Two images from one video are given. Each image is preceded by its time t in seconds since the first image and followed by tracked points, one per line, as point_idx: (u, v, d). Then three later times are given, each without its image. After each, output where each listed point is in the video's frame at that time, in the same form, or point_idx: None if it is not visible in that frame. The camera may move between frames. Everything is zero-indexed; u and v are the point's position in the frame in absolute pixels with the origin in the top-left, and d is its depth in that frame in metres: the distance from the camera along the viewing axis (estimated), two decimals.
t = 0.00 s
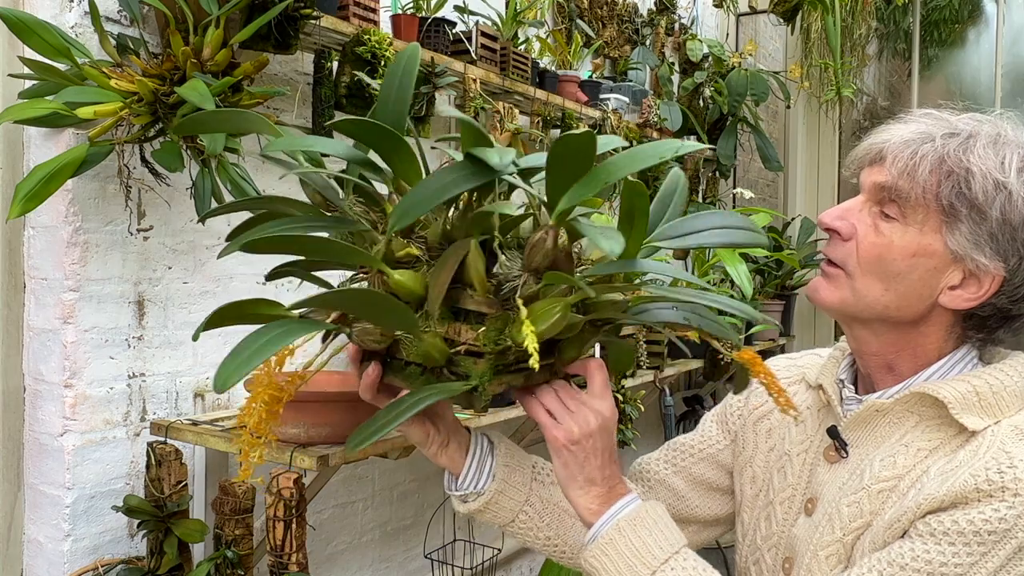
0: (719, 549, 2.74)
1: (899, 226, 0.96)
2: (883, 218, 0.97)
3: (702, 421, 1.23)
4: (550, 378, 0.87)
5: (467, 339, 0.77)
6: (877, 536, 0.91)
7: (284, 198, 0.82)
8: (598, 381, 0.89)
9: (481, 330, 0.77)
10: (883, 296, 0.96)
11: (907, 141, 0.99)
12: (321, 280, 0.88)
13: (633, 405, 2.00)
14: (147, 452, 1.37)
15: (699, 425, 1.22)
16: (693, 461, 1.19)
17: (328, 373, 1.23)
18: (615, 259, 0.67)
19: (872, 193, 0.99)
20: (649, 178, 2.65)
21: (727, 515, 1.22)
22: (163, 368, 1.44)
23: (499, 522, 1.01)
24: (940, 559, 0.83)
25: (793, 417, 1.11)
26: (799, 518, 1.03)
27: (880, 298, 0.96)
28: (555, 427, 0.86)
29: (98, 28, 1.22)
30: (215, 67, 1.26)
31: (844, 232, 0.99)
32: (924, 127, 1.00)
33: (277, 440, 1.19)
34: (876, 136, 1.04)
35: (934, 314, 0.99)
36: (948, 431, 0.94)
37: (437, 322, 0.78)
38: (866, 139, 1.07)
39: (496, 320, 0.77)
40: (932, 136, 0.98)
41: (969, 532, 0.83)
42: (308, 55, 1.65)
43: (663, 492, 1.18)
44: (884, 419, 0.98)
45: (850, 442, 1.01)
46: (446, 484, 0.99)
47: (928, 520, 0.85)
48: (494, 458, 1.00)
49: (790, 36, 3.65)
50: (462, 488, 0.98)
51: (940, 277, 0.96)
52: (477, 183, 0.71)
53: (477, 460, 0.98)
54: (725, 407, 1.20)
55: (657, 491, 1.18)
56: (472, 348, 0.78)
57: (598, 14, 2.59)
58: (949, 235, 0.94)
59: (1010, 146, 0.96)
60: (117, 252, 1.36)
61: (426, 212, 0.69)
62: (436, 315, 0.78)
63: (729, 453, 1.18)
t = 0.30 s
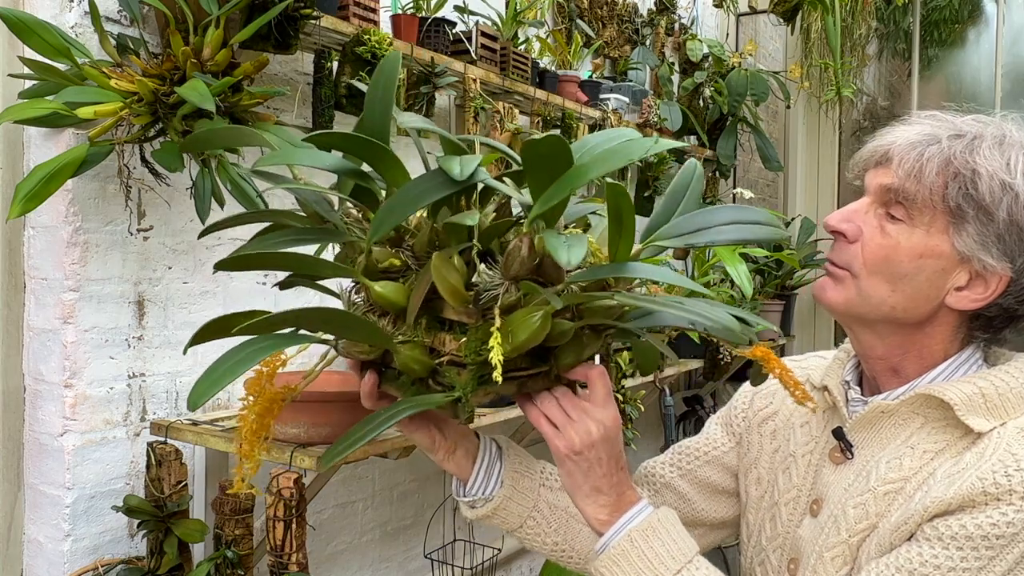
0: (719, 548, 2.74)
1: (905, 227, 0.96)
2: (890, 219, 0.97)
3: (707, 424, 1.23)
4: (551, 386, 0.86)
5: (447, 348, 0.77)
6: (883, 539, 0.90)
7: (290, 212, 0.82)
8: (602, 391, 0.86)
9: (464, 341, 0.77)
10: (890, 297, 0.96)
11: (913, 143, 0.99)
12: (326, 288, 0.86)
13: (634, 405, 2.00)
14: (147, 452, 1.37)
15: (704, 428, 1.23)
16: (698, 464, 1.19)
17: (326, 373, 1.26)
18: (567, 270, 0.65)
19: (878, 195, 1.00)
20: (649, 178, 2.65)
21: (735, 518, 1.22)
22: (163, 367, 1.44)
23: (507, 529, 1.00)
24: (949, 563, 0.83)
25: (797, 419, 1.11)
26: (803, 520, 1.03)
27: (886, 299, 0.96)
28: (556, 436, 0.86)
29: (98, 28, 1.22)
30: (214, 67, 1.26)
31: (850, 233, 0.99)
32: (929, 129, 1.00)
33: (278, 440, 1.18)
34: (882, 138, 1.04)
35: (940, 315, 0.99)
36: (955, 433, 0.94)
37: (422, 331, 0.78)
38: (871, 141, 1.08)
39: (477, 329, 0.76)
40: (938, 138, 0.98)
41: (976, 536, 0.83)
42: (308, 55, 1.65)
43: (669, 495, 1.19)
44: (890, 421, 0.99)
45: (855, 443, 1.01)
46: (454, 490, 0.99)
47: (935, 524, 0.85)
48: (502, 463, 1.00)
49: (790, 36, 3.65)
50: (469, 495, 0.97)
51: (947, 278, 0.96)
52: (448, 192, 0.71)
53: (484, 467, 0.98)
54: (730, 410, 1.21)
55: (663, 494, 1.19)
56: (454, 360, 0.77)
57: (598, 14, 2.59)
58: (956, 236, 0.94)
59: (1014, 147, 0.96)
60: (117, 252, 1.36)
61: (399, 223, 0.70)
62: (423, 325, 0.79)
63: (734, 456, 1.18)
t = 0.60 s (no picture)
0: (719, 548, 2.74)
1: (901, 226, 0.96)
2: (885, 219, 0.98)
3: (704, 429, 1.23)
4: (547, 396, 0.84)
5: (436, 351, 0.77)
6: (878, 537, 0.91)
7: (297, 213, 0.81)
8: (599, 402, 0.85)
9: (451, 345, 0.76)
10: (887, 296, 0.96)
11: (908, 143, 0.99)
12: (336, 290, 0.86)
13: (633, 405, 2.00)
14: (147, 452, 1.37)
15: (701, 433, 1.22)
16: (697, 468, 1.19)
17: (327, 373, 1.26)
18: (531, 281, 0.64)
19: (873, 195, 1.00)
20: (649, 178, 2.65)
21: (733, 522, 1.22)
22: (163, 367, 1.44)
23: (513, 534, 1.00)
24: (944, 561, 0.83)
25: (793, 420, 1.11)
26: (801, 519, 1.03)
27: (883, 298, 0.96)
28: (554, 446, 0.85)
29: (98, 27, 1.22)
30: (214, 67, 1.26)
31: (847, 233, 0.99)
32: (924, 129, 1.00)
33: (278, 440, 1.18)
34: (876, 138, 1.04)
35: (935, 314, 0.99)
36: (948, 431, 0.94)
37: (414, 335, 0.78)
38: (864, 142, 1.08)
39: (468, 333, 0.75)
40: (932, 137, 0.99)
41: (970, 534, 0.83)
42: (308, 55, 1.65)
43: (669, 501, 1.19)
44: (884, 419, 0.98)
45: (851, 442, 1.01)
46: (462, 494, 0.99)
47: (930, 522, 0.85)
48: (511, 467, 1.00)
49: (790, 36, 3.65)
50: (477, 499, 0.97)
51: (943, 277, 0.96)
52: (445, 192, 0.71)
53: (494, 471, 0.98)
54: (727, 413, 1.21)
55: (663, 500, 1.19)
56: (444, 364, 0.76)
57: (598, 14, 2.59)
58: (952, 234, 0.95)
59: (1007, 148, 0.97)
60: (117, 252, 1.36)
61: (396, 220, 0.71)
62: (414, 328, 0.78)
63: (732, 459, 1.18)
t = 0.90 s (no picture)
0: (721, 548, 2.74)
1: (885, 223, 0.98)
2: (869, 217, 0.99)
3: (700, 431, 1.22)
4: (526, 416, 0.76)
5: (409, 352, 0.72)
6: (869, 534, 0.92)
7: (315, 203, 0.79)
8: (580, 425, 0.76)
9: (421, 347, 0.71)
10: (874, 292, 0.97)
11: (891, 142, 1.01)
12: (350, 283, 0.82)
13: (633, 406, 2.00)
14: (146, 452, 1.37)
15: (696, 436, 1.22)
16: (693, 472, 1.18)
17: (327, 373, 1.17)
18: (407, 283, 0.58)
19: (856, 193, 1.01)
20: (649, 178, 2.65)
21: (730, 525, 1.22)
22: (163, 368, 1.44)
23: (514, 537, 1.00)
24: (933, 555, 0.85)
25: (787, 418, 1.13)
26: (795, 517, 1.04)
27: (870, 295, 0.97)
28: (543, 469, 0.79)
29: (98, 27, 1.22)
30: (215, 67, 1.26)
31: (832, 232, 0.99)
32: (905, 129, 1.03)
33: (277, 440, 1.18)
34: (859, 138, 1.06)
35: (921, 309, 1.01)
36: (936, 426, 0.96)
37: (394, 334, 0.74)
38: (850, 141, 1.10)
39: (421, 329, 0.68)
40: (914, 136, 1.01)
41: (959, 527, 0.85)
42: (308, 55, 1.65)
43: (666, 504, 1.19)
44: (873, 416, 1.00)
45: (841, 439, 1.03)
46: (465, 496, 0.99)
47: (919, 516, 0.87)
48: (515, 472, 0.99)
49: (790, 36, 3.65)
50: (481, 501, 0.97)
51: (927, 273, 0.98)
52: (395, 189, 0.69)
53: (498, 475, 0.97)
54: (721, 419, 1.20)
55: (659, 503, 1.19)
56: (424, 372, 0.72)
57: (598, 14, 2.59)
58: (935, 229, 0.97)
59: (986, 146, 1.00)
60: (117, 252, 1.36)
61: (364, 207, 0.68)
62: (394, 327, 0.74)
63: (728, 461, 1.18)
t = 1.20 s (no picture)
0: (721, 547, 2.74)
1: (874, 224, 1.00)
2: (858, 218, 1.01)
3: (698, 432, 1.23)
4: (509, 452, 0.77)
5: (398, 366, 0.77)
6: (859, 533, 0.93)
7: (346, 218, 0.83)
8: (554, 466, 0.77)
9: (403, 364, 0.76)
10: (863, 293, 1.00)
11: (877, 143, 1.04)
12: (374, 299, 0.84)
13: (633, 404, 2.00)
14: (147, 452, 1.37)
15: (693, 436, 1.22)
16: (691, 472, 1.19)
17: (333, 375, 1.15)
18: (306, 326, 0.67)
19: (844, 195, 1.04)
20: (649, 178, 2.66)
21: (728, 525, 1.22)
22: (163, 368, 1.44)
23: (519, 533, 1.00)
24: (922, 554, 0.85)
25: (779, 417, 1.13)
26: (786, 514, 1.05)
27: (860, 295, 1.00)
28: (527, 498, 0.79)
29: (98, 27, 1.22)
30: (215, 67, 1.26)
31: (822, 233, 1.02)
32: (891, 129, 1.05)
33: (278, 439, 1.18)
34: (845, 140, 1.09)
35: (912, 308, 1.03)
36: (923, 423, 0.97)
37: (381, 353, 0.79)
38: (836, 143, 1.12)
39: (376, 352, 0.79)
40: (899, 137, 1.03)
41: (946, 525, 0.85)
42: (308, 55, 1.65)
43: (663, 505, 1.19)
44: (862, 413, 1.01)
45: (831, 437, 1.03)
46: (474, 490, 0.98)
47: (907, 515, 0.87)
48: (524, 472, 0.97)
49: (790, 36, 3.65)
50: (489, 498, 0.97)
51: (916, 272, 1.00)
52: (359, 215, 0.79)
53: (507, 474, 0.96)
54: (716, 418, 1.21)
55: (657, 504, 1.20)
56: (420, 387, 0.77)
57: (598, 14, 2.59)
58: (923, 228, 0.99)
59: (970, 145, 1.03)
60: (117, 252, 1.36)
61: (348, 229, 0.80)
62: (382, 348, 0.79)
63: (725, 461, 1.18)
